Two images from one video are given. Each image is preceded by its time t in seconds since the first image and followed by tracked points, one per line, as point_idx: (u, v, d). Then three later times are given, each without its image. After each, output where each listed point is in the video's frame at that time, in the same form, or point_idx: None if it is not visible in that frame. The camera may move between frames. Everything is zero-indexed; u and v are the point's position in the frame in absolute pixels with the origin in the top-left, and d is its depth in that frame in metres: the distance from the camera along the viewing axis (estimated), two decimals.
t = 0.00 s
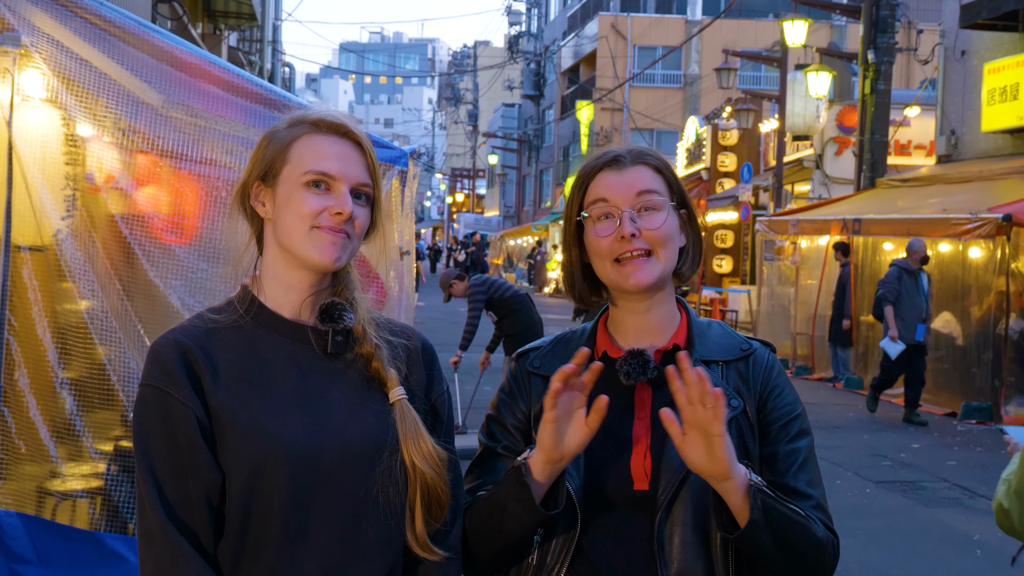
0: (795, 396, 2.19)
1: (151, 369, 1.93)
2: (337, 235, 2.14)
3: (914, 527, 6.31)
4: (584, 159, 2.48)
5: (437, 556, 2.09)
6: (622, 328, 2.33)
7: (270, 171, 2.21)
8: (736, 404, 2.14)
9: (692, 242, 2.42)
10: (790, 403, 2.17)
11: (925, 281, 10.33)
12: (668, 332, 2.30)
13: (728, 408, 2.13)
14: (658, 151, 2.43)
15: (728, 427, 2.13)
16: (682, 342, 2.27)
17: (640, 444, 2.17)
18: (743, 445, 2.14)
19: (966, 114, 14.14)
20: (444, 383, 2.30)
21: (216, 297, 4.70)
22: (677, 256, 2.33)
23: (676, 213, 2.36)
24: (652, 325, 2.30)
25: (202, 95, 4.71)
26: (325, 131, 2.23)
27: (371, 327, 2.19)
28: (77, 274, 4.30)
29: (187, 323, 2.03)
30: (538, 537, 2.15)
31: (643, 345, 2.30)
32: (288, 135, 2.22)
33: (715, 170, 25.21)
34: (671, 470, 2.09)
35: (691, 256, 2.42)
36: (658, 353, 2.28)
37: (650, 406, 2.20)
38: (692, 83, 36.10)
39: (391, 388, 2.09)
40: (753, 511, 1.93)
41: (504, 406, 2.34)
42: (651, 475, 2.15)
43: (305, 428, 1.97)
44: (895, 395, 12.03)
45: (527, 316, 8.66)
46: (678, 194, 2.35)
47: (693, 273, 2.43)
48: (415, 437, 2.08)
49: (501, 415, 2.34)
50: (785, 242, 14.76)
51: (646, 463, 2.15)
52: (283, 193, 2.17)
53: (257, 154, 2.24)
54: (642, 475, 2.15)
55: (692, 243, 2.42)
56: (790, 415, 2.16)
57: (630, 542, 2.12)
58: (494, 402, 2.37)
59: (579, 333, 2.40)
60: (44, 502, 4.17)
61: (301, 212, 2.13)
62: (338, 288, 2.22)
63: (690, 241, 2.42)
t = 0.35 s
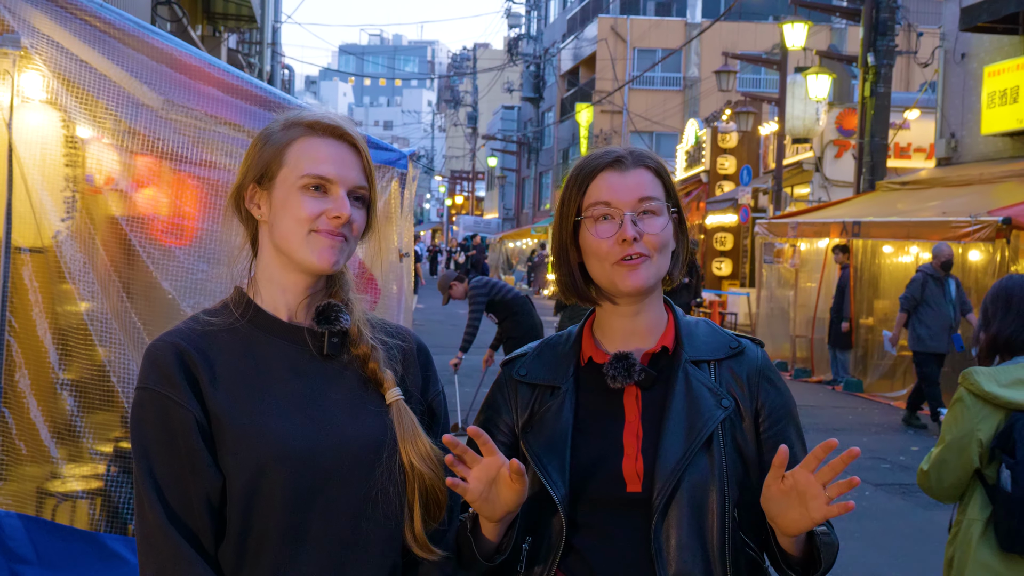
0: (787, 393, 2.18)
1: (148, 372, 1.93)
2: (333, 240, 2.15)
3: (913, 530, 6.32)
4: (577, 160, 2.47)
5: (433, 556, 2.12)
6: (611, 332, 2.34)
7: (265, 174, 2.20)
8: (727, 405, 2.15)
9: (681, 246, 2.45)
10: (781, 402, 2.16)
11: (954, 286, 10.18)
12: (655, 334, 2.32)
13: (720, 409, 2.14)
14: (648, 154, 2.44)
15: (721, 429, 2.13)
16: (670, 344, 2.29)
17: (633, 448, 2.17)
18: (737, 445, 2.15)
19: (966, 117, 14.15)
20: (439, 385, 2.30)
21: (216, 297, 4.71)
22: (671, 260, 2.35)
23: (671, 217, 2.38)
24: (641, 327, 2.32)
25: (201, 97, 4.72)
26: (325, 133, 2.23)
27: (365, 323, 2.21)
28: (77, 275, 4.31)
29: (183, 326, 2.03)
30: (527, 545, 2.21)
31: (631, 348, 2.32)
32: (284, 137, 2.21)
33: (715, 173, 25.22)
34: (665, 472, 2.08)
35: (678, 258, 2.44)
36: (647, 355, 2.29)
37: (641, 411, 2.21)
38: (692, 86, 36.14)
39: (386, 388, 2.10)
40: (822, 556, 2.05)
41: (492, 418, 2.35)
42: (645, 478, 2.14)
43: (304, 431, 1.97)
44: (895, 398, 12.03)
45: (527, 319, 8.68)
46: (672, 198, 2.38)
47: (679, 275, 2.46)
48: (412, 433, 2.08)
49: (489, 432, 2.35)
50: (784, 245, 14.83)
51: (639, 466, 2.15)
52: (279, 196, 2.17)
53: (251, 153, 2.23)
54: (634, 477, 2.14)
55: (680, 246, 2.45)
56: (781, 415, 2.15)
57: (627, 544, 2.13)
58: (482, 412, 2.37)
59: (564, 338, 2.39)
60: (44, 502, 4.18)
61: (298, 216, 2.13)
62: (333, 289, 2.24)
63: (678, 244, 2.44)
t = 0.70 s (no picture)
0: (788, 386, 2.17)
1: (150, 369, 1.93)
2: (369, 233, 2.16)
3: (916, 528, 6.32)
4: (572, 157, 2.46)
5: (439, 536, 2.12)
6: (611, 328, 2.33)
7: (291, 178, 2.11)
8: (726, 401, 2.14)
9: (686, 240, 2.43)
10: (782, 394, 2.15)
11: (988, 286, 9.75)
12: (658, 328, 2.31)
13: (719, 405, 2.13)
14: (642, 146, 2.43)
15: (719, 424, 2.12)
16: (670, 339, 2.28)
17: (632, 445, 2.16)
18: (736, 441, 2.13)
19: (971, 115, 14.11)
20: (442, 380, 2.30)
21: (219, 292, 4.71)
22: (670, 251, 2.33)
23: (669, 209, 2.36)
24: (643, 322, 2.30)
25: (206, 93, 4.72)
26: (342, 130, 2.20)
27: (367, 313, 2.21)
28: (81, 271, 4.32)
29: (188, 321, 2.03)
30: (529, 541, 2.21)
31: (634, 344, 2.30)
32: (303, 138, 2.15)
33: (719, 170, 25.22)
34: (664, 467, 2.08)
35: (680, 252, 2.43)
36: (646, 351, 2.28)
37: (640, 406, 2.21)
38: (696, 83, 36.08)
39: (384, 369, 2.10)
40: (762, 559, 2.04)
41: (492, 413, 2.35)
42: (643, 475, 2.14)
43: (305, 426, 1.96)
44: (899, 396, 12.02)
45: (532, 315, 8.69)
46: (671, 189, 2.36)
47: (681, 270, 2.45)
48: (410, 418, 2.08)
49: (490, 427, 2.35)
50: (790, 242, 14.63)
51: (638, 464, 2.15)
52: (314, 200, 2.11)
53: (260, 153, 2.15)
54: (633, 474, 2.14)
55: (681, 240, 2.43)
56: (780, 407, 2.13)
57: (626, 540, 2.14)
58: (483, 407, 2.37)
59: (567, 331, 2.39)
60: (48, 497, 4.19)
61: (339, 217, 2.11)
62: (338, 283, 2.23)
63: (681, 236, 2.43)
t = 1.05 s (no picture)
0: (792, 393, 2.17)
1: (144, 369, 1.92)
2: (366, 233, 2.16)
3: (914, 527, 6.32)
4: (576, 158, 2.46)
5: (434, 537, 2.11)
6: (617, 327, 2.32)
7: (287, 176, 2.11)
8: (729, 406, 2.13)
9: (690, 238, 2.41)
10: (785, 400, 2.15)
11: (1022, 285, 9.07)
12: (663, 329, 2.31)
13: (721, 409, 2.12)
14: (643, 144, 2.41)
15: (721, 428, 2.12)
16: (675, 341, 2.27)
17: (634, 445, 2.16)
18: (737, 445, 2.13)
19: (970, 114, 14.11)
20: (440, 379, 2.29)
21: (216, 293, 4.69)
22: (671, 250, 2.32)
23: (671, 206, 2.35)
24: (647, 322, 2.29)
25: (205, 92, 4.70)
26: (340, 128, 2.20)
27: (365, 313, 2.20)
28: (79, 270, 4.31)
29: (184, 321, 2.02)
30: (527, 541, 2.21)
31: (637, 344, 2.30)
32: (300, 136, 2.14)
33: (718, 169, 25.24)
34: (664, 469, 2.08)
35: (686, 251, 2.41)
36: (652, 352, 2.28)
37: (643, 407, 2.20)
38: (695, 83, 36.07)
39: (381, 369, 2.09)
40: (736, 568, 2.03)
41: (495, 407, 2.34)
42: (643, 476, 2.13)
43: (300, 428, 1.96)
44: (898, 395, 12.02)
45: (530, 316, 8.69)
46: (672, 187, 2.34)
47: (689, 268, 2.43)
48: (406, 418, 2.07)
49: (491, 423, 2.34)
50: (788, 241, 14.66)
51: (639, 464, 2.14)
52: (311, 199, 2.11)
53: (257, 152, 2.15)
54: (633, 476, 2.14)
55: (687, 238, 2.42)
56: (783, 413, 2.14)
57: (624, 542, 2.13)
58: (485, 402, 2.37)
59: (573, 329, 2.39)
60: (45, 497, 4.18)
61: (336, 217, 2.10)
62: (336, 283, 2.23)
63: (687, 235, 2.41)
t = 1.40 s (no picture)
0: (797, 394, 2.18)
1: (145, 366, 1.92)
2: (367, 230, 2.16)
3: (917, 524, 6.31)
4: (595, 152, 2.45)
5: (435, 534, 2.11)
6: (625, 324, 2.32)
7: (288, 173, 2.11)
8: (734, 404, 2.13)
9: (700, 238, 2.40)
10: (790, 401, 2.16)
11: None
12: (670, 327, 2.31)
13: (726, 408, 2.12)
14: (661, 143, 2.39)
15: (726, 427, 2.12)
16: (683, 340, 2.28)
17: (638, 442, 2.16)
18: (742, 444, 2.13)
19: (971, 112, 14.10)
20: (443, 375, 2.30)
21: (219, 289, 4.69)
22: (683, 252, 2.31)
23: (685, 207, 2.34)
24: (656, 319, 2.29)
25: (207, 89, 4.69)
26: (340, 125, 2.20)
27: (366, 309, 2.20)
28: (81, 267, 4.33)
29: (186, 318, 2.02)
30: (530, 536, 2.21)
31: (645, 341, 2.30)
32: (300, 133, 2.14)
33: (719, 167, 25.26)
34: (667, 465, 2.08)
35: (698, 252, 2.40)
36: (659, 349, 2.28)
37: (648, 405, 2.20)
38: (696, 80, 36.02)
39: (383, 367, 2.10)
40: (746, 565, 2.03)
41: (501, 401, 2.35)
42: (647, 472, 2.13)
43: (302, 425, 1.96)
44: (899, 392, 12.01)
45: (532, 314, 8.68)
46: (688, 188, 2.32)
47: (700, 270, 2.42)
48: (408, 415, 2.07)
49: (496, 415, 2.35)
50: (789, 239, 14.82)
51: (643, 460, 2.14)
52: (310, 195, 2.11)
53: (258, 148, 2.15)
54: (636, 471, 2.14)
55: (699, 239, 2.40)
56: (788, 414, 2.14)
57: (628, 539, 2.13)
58: (492, 396, 2.37)
59: (580, 326, 2.39)
60: (48, 494, 4.18)
61: (336, 213, 2.10)
62: (338, 279, 2.23)
63: (699, 236, 2.40)
